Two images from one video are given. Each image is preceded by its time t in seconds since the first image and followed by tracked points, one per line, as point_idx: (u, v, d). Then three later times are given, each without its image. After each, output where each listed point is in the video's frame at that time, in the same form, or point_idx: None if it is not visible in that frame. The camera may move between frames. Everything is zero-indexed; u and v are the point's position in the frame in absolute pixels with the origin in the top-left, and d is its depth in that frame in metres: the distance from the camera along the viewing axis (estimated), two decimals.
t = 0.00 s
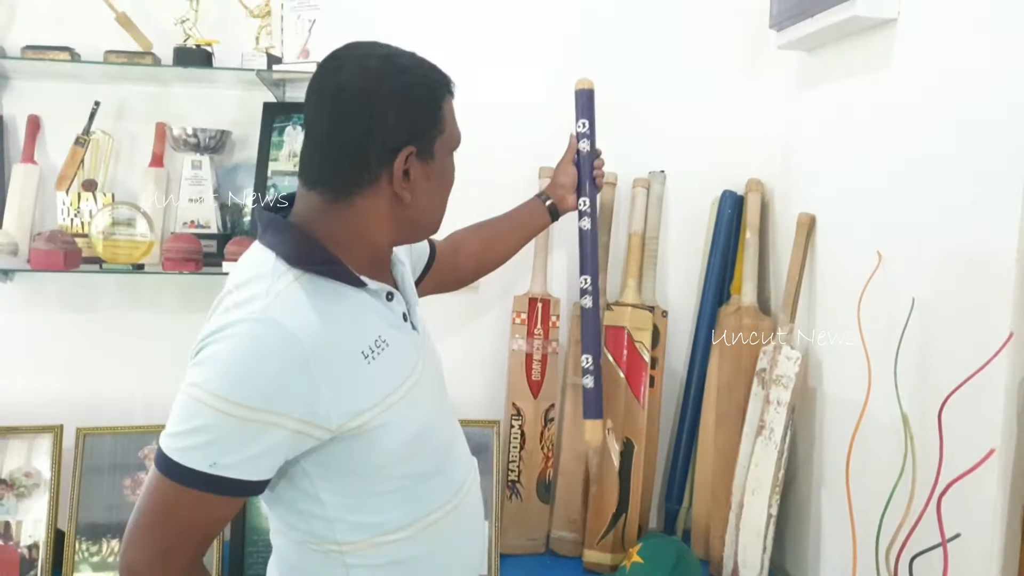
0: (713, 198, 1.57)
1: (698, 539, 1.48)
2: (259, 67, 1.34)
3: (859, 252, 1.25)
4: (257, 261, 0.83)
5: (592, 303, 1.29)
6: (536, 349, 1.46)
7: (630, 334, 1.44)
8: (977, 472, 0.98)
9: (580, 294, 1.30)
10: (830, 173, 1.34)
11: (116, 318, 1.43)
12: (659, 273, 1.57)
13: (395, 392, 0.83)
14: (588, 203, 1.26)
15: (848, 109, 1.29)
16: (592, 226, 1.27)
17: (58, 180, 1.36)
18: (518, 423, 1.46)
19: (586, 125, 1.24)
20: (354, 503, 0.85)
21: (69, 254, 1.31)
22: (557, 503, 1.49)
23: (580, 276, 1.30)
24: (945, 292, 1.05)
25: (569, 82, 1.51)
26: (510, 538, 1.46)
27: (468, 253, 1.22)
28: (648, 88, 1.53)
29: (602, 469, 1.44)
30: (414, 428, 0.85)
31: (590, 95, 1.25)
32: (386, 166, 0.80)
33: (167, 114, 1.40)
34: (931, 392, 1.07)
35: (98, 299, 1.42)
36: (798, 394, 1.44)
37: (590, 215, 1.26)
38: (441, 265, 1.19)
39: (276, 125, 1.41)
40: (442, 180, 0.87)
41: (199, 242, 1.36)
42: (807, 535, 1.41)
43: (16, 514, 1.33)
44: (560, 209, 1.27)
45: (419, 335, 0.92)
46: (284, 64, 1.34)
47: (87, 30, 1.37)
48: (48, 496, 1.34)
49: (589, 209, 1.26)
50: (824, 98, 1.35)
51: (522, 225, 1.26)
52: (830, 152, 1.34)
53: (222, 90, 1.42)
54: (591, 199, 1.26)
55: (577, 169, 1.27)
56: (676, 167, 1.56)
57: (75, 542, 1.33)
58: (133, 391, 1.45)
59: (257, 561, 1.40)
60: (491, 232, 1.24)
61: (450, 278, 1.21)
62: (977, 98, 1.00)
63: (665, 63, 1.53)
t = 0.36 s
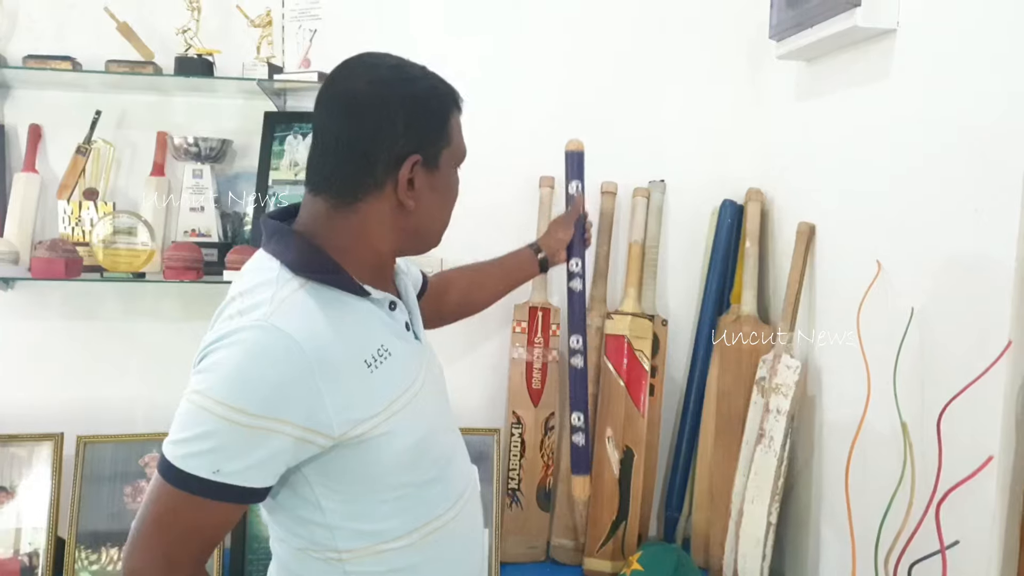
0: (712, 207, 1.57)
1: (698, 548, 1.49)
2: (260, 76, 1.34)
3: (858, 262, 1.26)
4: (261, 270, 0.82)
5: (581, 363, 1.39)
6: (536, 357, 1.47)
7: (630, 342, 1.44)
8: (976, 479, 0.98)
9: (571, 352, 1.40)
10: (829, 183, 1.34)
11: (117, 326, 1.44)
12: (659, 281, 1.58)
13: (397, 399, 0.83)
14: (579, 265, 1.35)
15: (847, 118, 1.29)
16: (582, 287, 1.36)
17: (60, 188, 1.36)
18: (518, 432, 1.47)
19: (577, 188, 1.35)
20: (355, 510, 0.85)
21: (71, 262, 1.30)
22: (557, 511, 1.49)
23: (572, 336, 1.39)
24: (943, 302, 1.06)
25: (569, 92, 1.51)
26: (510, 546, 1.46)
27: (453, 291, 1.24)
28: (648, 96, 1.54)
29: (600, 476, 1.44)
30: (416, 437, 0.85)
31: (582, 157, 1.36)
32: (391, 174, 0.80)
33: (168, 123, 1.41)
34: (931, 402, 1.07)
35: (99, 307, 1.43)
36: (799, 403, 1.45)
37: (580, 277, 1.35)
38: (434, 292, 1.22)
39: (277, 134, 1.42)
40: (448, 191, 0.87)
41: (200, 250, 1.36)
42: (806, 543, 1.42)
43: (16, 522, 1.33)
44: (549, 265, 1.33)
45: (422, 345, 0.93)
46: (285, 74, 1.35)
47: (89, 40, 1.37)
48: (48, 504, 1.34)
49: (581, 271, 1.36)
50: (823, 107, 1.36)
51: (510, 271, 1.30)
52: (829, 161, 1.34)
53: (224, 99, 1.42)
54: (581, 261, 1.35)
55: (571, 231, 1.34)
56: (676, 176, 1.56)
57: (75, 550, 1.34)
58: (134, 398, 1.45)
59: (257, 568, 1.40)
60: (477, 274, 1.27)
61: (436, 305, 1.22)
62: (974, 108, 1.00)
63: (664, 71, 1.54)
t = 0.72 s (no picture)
0: (710, 205, 1.57)
1: (697, 545, 1.50)
2: (256, 76, 1.34)
3: (855, 258, 1.26)
4: (269, 263, 0.82)
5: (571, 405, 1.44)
6: (534, 356, 1.47)
7: (628, 340, 1.45)
8: (974, 475, 0.98)
9: (560, 395, 1.44)
10: (827, 179, 1.34)
11: (115, 328, 1.44)
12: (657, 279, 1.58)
13: (406, 393, 0.84)
14: (568, 309, 1.44)
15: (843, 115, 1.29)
16: (571, 331, 1.44)
17: (56, 189, 1.36)
18: (516, 430, 1.48)
19: (567, 237, 1.45)
20: (358, 504, 0.84)
21: (67, 263, 1.30)
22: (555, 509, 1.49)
23: (561, 378, 1.44)
24: (940, 299, 1.06)
25: (566, 91, 1.51)
26: (509, 544, 1.47)
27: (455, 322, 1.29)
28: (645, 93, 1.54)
29: (600, 473, 1.44)
30: (422, 432, 0.85)
31: (569, 210, 1.46)
32: (405, 170, 0.80)
33: (164, 123, 1.41)
34: (928, 398, 1.07)
35: (96, 309, 1.43)
36: (796, 399, 1.45)
37: (569, 321, 1.44)
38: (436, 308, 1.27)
39: (273, 134, 1.41)
40: (458, 193, 0.87)
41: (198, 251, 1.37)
42: (804, 540, 1.42)
43: (15, 523, 1.33)
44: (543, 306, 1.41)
45: (428, 343, 0.93)
46: (281, 74, 1.34)
47: (84, 41, 1.37)
48: (47, 506, 1.34)
49: (569, 316, 1.44)
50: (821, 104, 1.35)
51: (510, 306, 1.36)
52: (826, 158, 1.34)
53: (220, 99, 1.42)
54: (569, 306, 1.44)
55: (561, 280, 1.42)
56: (673, 174, 1.56)
57: (75, 552, 1.34)
58: (131, 400, 1.45)
59: (256, 568, 1.41)
60: (486, 303, 1.33)
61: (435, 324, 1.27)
62: (970, 104, 1.00)
63: (661, 68, 1.54)
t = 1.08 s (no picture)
0: (708, 199, 1.57)
1: (698, 540, 1.50)
2: (253, 72, 1.34)
3: (854, 251, 1.26)
4: (286, 252, 0.82)
5: (574, 400, 1.46)
6: (533, 351, 1.48)
7: (628, 335, 1.45)
8: (972, 466, 0.98)
9: (563, 389, 1.46)
10: (825, 172, 1.34)
11: (114, 325, 1.44)
12: (656, 273, 1.58)
13: (418, 384, 0.84)
14: (570, 307, 1.46)
15: (842, 107, 1.29)
16: (573, 328, 1.46)
17: (54, 187, 1.36)
18: (516, 425, 1.47)
19: (570, 240, 1.46)
20: (369, 495, 0.84)
21: (66, 261, 1.30)
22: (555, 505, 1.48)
23: (563, 373, 1.46)
24: (940, 290, 1.05)
25: (564, 86, 1.51)
26: (509, 540, 1.47)
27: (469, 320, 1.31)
28: (643, 87, 1.53)
29: (600, 469, 1.44)
30: (433, 423, 0.85)
31: (572, 214, 1.47)
32: (422, 164, 0.80)
33: (162, 120, 1.41)
34: (927, 390, 1.07)
35: (95, 306, 1.43)
36: (796, 393, 1.45)
37: (571, 318, 1.46)
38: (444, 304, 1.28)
39: (271, 131, 1.41)
40: (472, 188, 0.88)
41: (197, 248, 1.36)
42: (805, 534, 1.42)
43: (15, 520, 1.33)
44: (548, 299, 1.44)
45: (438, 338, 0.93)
46: (278, 70, 1.33)
47: (81, 38, 1.37)
48: (47, 504, 1.34)
49: (572, 313, 1.46)
50: (819, 97, 1.35)
51: (519, 300, 1.38)
52: (824, 150, 1.34)
53: (218, 96, 1.42)
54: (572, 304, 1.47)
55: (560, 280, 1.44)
56: (671, 168, 1.56)
57: (75, 550, 1.34)
58: (130, 397, 1.45)
59: (257, 565, 1.41)
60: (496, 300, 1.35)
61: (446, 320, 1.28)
62: (969, 94, 1.00)
63: (660, 62, 1.53)
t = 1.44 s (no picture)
0: (704, 196, 1.57)
1: (693, 536, 1.50)
2: (248, 69, 1.33)
3: (850, 246, 1.26)
4: (293, 246, 0.82)
5: (570, 397, 1.48)
6: (528, 348, 1.47)
7: (624, 332, 1.44)
8: (967, 462, 0.98)
9: (559, 386, 1.48)
10: (821, 168, 1.34)
11: (107, 323, 1.43)
12: (652, 269, 1.58)
13: (421, 382, 0.83)
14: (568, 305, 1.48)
15: (837, 104, 1.29)
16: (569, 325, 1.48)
17: (47, 184, 1.35)
18: (510, 423, 1.48)
19: (566, 237, 1.48)
20: (368, 492, 0.84)
21: (59, 258, 1.29)
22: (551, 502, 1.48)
23: (561, 371, 1.48)
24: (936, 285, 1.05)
25: (559, 82, 1.51)
26: (505, 537, 1.47)
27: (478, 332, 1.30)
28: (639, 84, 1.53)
29: (597, 466, 1.44)
30: (434, 421, 0.85)
31: (567, 212, 1.49)
32: (432, 162, 0.80)
33: (155, 117, 1.40)
34: (922, 384, 1.07)
35: (89, 304, 1.42)
36: (792, 390, 1.45)
37: (566, 316, 1.47)
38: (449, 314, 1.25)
39: (265, 128, 1.41)
40: (482, 187, 0.87)
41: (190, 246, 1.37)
42: (801, 530, 1.42)
43: (8, 520, 1.32)
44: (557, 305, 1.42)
45: (442, 337, 0.93)
46: (272, 67, 1.33)
47: (73, 34, 1.36)
48: (41, 503, 1.33)
49: (568, 310, 1.48)
50: (815, 93, 1.35)
51: (527, 316, 1.36)
52: (820, 146, 1.34)
53: (212, 93, 1.41)
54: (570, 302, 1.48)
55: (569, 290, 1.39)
56: (668, 165, 1.56)
57: (69, 549, 1.33)
58: (125, 395, 1.45)
59: (253, 563, 1.40)
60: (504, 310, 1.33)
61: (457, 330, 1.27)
62: (964, 90, 1.00)
63: (655, 58, 1.53)
